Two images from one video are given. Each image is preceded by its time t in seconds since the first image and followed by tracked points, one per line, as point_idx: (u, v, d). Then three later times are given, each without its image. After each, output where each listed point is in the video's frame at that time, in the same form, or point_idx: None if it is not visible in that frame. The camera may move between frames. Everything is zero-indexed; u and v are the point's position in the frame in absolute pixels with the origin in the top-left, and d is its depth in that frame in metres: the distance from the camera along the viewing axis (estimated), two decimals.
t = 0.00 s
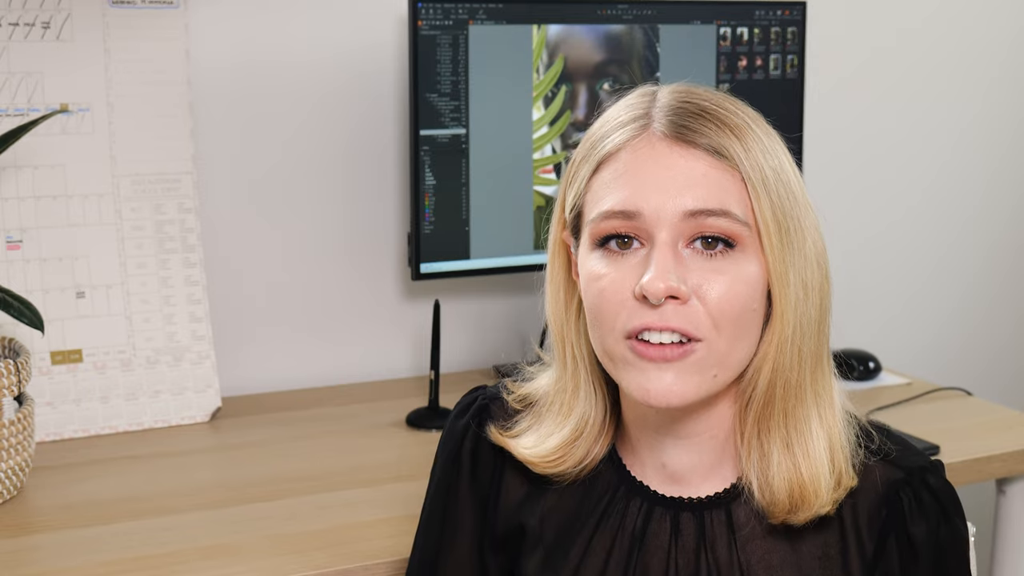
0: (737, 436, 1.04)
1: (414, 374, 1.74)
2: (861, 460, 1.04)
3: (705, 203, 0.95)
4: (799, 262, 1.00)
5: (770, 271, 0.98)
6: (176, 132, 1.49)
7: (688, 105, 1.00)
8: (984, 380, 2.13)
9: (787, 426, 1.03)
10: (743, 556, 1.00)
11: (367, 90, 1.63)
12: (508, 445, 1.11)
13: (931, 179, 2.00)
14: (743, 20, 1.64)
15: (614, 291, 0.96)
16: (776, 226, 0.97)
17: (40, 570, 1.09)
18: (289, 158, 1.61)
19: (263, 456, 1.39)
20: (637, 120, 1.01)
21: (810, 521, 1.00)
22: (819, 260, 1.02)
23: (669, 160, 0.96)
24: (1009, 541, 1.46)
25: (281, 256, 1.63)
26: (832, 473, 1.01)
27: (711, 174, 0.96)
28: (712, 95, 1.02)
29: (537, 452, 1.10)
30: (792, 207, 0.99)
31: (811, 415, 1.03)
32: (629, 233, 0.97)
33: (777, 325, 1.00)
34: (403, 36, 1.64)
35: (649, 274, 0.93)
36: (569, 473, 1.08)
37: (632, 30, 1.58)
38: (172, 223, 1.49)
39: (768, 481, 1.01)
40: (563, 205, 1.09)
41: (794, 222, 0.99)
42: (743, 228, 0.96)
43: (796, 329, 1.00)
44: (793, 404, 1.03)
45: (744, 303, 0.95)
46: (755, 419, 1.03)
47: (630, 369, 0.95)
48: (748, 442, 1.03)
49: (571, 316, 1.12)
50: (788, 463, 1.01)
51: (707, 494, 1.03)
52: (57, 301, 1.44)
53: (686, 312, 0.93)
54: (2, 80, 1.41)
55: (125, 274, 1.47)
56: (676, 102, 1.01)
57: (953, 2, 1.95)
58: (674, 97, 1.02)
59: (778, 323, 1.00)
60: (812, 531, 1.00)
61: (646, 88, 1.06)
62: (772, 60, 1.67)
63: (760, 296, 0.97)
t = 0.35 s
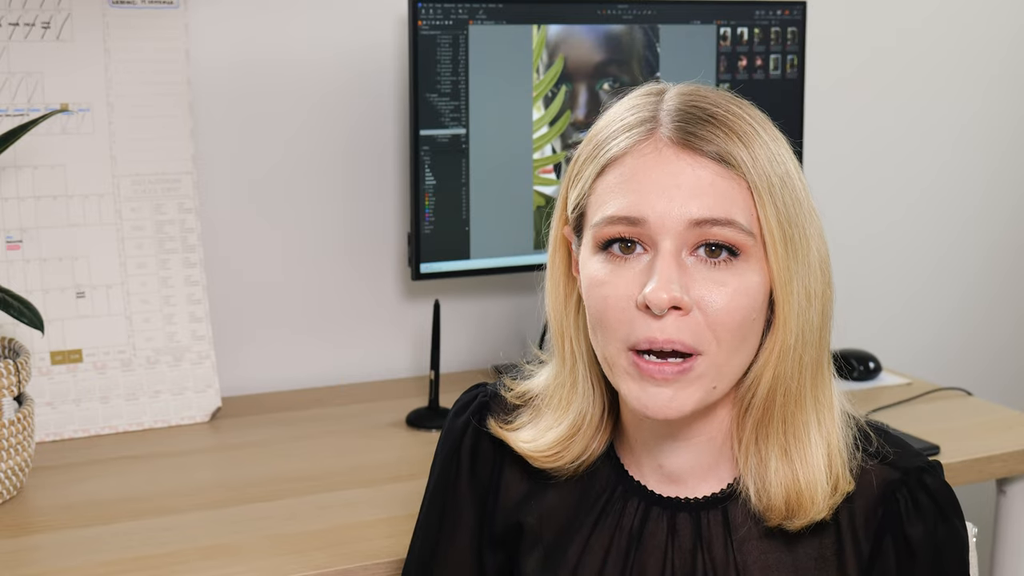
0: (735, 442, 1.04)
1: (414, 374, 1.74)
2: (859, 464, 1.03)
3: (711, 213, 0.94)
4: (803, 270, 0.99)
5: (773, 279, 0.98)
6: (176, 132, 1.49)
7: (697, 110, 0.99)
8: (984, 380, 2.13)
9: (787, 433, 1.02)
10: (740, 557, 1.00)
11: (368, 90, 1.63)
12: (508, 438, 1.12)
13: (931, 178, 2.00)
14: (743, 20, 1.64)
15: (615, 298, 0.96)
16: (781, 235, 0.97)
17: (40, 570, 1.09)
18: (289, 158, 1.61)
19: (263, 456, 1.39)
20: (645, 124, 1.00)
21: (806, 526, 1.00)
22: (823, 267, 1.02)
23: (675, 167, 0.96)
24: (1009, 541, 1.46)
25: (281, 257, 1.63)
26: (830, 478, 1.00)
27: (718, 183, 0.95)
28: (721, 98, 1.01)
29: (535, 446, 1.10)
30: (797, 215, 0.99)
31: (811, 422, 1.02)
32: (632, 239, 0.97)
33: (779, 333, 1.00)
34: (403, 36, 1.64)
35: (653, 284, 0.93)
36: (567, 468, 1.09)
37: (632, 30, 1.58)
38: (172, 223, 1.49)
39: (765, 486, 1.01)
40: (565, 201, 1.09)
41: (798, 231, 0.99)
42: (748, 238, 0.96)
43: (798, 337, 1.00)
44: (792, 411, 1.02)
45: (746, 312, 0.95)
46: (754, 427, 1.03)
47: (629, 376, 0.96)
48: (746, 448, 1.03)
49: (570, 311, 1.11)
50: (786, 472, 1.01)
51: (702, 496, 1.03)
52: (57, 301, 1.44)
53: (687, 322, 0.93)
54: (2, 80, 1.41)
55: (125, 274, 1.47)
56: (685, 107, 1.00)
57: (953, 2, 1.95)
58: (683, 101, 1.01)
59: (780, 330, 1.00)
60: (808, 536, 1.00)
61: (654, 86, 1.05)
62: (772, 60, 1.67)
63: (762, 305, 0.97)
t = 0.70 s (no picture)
0: (734, 428, 1.04)
1: (414, 374, 1.74)
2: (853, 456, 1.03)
3: (727, 206, 0.95)
4: (811, 268, 1.00)
5: (781, 274, 0.98)
6: (176, 132, 1.49)
7: (716, 104, 1.00)
8: (984, 380, 2.13)
9: (786, 423, 1.03)
10: (736, 545, 1.00)
11: (368, 90, 1.63)
12: (511, 424, 1.12)
13: (931, 177, 2.00)
14: (743, 20, 1.64)
15: (627, 284, 0.96)
16: (792, 232, 0.98)
17: (40, 570, 1.09)
18: (289, 158, 1.61)
19: (263, 456, 1.39)
20: (663, 115, 1.00)
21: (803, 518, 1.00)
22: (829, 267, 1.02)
23: (695, 159, 0.96)
24: (1009, 541, 1.46)
25: (281, 257, 1.63)
26: (826, 469, 1.00)
27: (735, 178, 0.96)
28: (738, 95, 1.02)
29: (535, 432, 1.10)
30: (809, 213, 1.00)
31: (810, 417, 1.03)
32: (647, 227, 0.97)
33: (786, 327, 1.00)
34: (403, 36, 1.64)
35: (669, 271, 0.94)
36: (566, 455, 1.09)
37: (632, 30, 1.58)
38: (172, 223, 1.49)
39: (763, 477, 1.01)
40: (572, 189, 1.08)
41: (809, 229, 0.99)
42: (760, 233, 0.96)
43: (804, 332, 1.01)
44: (793, 404, 1.03)
45: (756, 305, 0.96)
46: (755, 416, 1.03)
47: (637, 362, 0.96)
48: (745, 436, 1.04)
49: (572, 298, 1.11)
50: (785, 465, 1.01)
51: (697, 485, 1.03)
52: (57, 302, 1.44)
53: (700, 312, 0.94)
54: (2, 80, 1.41)
55: (125, 274, 1.47)
56: (704, 101, 1.00)
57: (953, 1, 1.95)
58: (701, 95, 1.01)
59: (788, 324, 1.00)
60: (805, 528, 1.00)
61: (671, 81, 1.05)
62: (772, 60, 1.67)
63: (770, 299, 0.97)
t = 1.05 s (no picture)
0: (729, 423, 1.04)
1: (414, 374, 1.74)
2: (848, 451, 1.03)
3: (732, 199, 0.95)
4: (811, 265, 1.00)
5: (782, 268, 0.98)
6: (176, 131, 1.49)
7: (724, 99, 1.00)
8: (984, 380, 2.13)
9: (783, 419, 1.02)
10: (733, 539, 1.00)
11: (367, 90, 1.63)
12: (506, 416, 1.13)
13: (931, 176, 2.00)
14: (743, 20, 1.64)
15: (629, 272, 0.96)
16: (795, 228, 0.98)
17: (40, 570, 1.09)
18: (289, 158, 1.61)
19: (263, 456, 1.39)
20: (671, 108, 1.00)
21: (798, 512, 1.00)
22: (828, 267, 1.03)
23: (702, 151, 0.96)
24: (1009, 541, 1.46)
25: (281, 257, 1.63)
26: (822, 465, 1.00)
27: (740, 171, 0.96)
28: (745, 92, 1.02)
29: (531, 423, 1.10)
30: (811, 210, 1.00)
31: (807, 415, 1.02)
32: (651, 218, 0.97)
33: (785, 323, 1.00)
34: (403, 36, 1.64)
35: (672, 259, 0.94)
36: (560, 446, 1.09)
37: (632, 30, 1.58)
38: (172, 223, 1.49)
39: (759, 473, 1.01)
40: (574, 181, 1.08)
41: (812, 226, 1.00)
42: (763, 227, 0.96)
43: (804, 329, 1.01)
44: (791, 403, 1.02)
45: (757, 298, 0.96)
46: (754, 413, 1.03)
47: (638, 351, 0.96)
48: (742, 434, 1.03)
49: (569, 291, 1.11)
50: (780, 460, 1.01)
51: (693, 480, 1.03)
52: (57, 301, 1.44)
53: (702, 300, 0.94)
54: (2, 80, 1.41)
55: (125, 274, 1.47)
56: (712, 95, 1.00)
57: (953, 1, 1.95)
58: (710, 90, 1.01)
59: (789, 318, 1.00)
60: (800, 523, 1.00)
61: (681, 76, 1.05)
62: (772, 60, 1.67)
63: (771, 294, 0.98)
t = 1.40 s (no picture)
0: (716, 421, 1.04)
1: (414, 374, 1.74)
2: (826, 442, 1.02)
3: (729, 208, 0.95)
4: (800, 270, 1.01)
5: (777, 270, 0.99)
6: (176, 131, 1.49)
7: (723, 103, 1.00)
8: (984, 379, 2.13)
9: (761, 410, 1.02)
10: (716, 533, 1.00)
11: (367, 89, 1.63)
12: (492, 405, 1.15)
13: (931, 176, 2.00)
14: (743, 20, 1.64)
15: (624, 276, 0.96)
16: (787, 235, 0.99)
17: (40, 570, 1.09)
18: (288, 157, 1.61)
19: (263, 456, 1.39)
20: (670, 111, 1.00)
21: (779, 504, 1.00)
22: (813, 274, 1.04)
23: (701, 158, 0.96)
24: (1009, 541, 1.46)
25: (281, 257, 1.63)
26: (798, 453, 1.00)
27: (737, 180, 0.96)
28: (739, 96, 1.02)
29: (514, 414, 1.13)
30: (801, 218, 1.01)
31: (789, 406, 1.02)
32: (646, 221, 0.97)
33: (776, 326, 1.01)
34: (403, 36, 1.64)
35: (670, 268, 0.94)
36: (546, 436, 1.11)
37: (632, 30, 1.58)
38: (172, 223, 1.49)
39: (738, 461, 1.00)
40: (564, 173, 1.08)
41: (801, 234, 1.00)
42: (757, 236, 0.97)
43: (792, 332, 1.02)
44: (772, 397, 1.02)
45: (749, 304, 0.97)
46: (738, 408, 1.03)
47: (632, 353, 0.96)
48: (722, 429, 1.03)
49: (551, 282, 1.12)
50: (756, 447, 1.01)
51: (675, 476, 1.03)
52: (57, 301, 1.44)
53: (697, 308, 0.94)
54: (2, 80, 1.41)
55: (125, 274, 1.47)
56: (710, 99, 1.00)
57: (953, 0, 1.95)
58: (707, 94, 1.01)
59: (778, 322, 1.01)
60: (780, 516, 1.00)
61: (675, 75, 1.05)
62: (772, 60, 1.66)
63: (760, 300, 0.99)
